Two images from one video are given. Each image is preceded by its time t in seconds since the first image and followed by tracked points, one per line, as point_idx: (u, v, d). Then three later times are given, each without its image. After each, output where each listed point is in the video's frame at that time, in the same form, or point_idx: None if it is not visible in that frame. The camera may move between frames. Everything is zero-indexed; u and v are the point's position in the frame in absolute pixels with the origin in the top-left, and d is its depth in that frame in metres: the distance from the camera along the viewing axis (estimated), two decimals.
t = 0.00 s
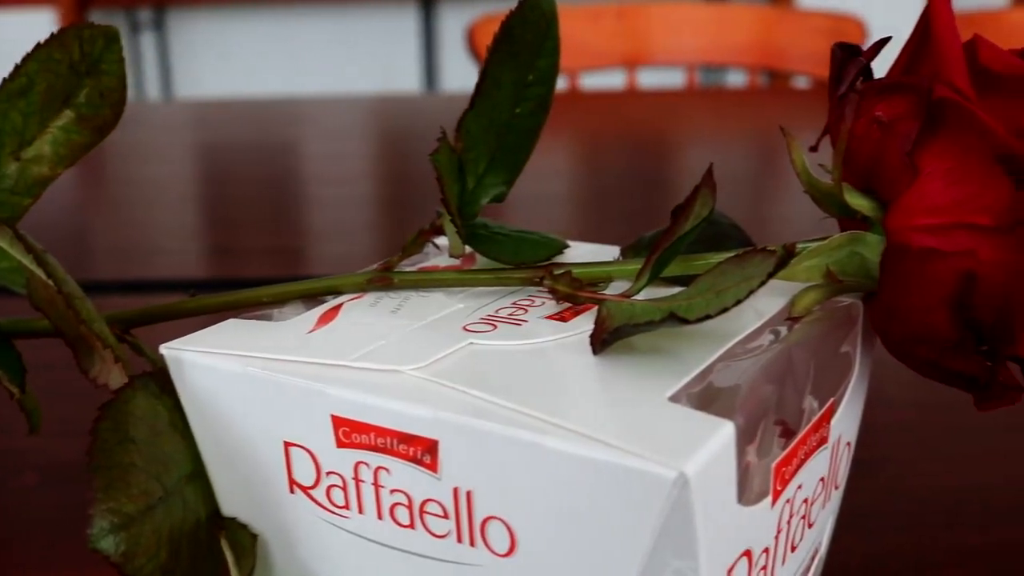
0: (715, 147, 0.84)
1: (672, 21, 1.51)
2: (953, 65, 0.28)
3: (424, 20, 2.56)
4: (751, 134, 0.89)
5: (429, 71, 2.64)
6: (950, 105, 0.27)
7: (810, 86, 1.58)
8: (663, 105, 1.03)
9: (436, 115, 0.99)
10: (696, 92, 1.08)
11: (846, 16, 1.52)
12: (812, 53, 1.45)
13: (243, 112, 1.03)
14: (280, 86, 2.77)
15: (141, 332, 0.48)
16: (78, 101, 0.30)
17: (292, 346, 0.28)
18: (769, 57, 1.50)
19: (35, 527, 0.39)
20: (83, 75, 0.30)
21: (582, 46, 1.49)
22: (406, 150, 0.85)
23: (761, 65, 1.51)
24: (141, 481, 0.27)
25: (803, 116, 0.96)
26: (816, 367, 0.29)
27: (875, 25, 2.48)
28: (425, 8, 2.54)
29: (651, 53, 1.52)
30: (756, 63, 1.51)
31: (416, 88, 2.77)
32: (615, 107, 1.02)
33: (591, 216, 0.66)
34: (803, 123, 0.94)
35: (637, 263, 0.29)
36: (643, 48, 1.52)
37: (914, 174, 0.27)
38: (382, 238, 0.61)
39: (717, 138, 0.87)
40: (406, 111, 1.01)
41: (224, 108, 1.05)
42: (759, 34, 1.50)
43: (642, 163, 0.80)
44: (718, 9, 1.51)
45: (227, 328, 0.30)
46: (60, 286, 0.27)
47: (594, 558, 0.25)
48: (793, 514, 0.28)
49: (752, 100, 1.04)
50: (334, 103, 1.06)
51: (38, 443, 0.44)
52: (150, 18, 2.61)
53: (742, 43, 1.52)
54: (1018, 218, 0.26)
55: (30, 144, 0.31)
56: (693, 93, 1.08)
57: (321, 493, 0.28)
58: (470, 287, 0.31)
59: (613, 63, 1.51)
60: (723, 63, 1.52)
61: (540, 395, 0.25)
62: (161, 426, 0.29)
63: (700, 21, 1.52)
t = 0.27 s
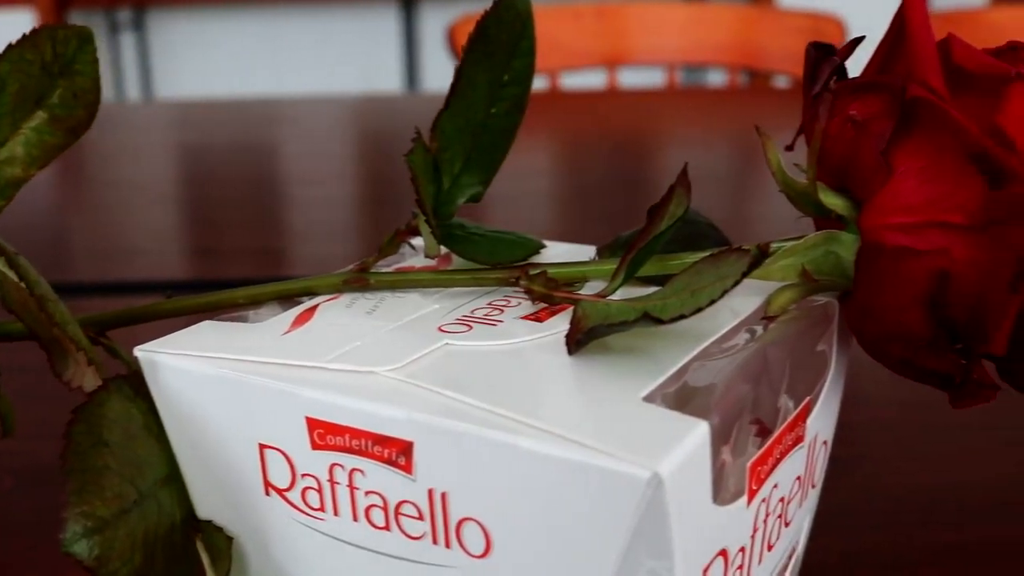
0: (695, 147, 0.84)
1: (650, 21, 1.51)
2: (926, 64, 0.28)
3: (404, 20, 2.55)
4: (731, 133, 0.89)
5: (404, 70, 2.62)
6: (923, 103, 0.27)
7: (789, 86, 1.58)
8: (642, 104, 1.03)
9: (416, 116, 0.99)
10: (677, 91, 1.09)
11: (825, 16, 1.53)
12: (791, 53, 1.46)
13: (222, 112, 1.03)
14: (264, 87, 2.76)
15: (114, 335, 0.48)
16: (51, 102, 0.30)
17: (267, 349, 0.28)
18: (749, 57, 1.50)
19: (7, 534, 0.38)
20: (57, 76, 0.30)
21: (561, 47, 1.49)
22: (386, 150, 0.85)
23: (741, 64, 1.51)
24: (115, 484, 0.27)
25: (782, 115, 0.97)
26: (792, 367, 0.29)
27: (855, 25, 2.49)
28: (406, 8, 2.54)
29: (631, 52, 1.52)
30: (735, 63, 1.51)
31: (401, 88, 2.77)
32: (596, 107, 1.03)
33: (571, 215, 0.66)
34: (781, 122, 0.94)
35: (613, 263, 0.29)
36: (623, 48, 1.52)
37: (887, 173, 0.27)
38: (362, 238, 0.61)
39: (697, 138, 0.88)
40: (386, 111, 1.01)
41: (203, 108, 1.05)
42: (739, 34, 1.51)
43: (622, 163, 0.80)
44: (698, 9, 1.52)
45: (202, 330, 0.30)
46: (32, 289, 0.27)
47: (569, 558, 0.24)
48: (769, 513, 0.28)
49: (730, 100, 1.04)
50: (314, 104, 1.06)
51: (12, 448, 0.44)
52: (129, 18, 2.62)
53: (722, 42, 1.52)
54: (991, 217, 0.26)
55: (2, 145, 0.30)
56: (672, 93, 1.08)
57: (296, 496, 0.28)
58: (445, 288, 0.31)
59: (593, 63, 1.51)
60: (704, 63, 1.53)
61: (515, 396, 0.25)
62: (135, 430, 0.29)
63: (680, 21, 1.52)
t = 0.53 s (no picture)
0: (676, 146, 0.84)
1: (630, 20, 1.51)
2: (899, 64, 0.28)
3: (386, 20, 2.55)
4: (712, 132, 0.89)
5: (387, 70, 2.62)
6: (897, 103, 0.27)
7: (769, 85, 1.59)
8: (624, 104, 1.03)
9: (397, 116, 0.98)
10: (657, 91, 1.09)
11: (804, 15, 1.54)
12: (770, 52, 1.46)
13: (201, 113, 1.02)
14: (248, 87, 2.76)
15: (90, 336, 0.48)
16: (24, 103, 0.30)
17: (241, 351, 0.28)
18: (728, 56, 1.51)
19: None
20: (30, 77, 0.30)
21: (542, 46, 1.49)
22: (367, 150, 0.84)
23: (721, 63, 1.52)
24: (88, 488, 0.27)
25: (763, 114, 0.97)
26: (767, 366, 0.29)
27: (836, 25, 2.50)
28: (387, 8, 2.53)
29: (611, 52, 1.52)
30: (715, 62, 1.52)
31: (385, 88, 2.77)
32: (577, 106, 1.03)
33: (552, 214, 0.66)
34: (762, 121, 0.93)
35: (589, 263, 0.29)
36: (603, 47, 1.52)
37: (861, 172, 0.27)
38: (343, 238, 0.61)
39: (678, 138, 0.87)
40: (366, 111, 1.01)
41: (182, 109, 1.05)
42: (718, 33, 1.51)
43: (602, 163, 0.79)
44: (677, 7, 1.52)
45: (177, 332, 0.30)
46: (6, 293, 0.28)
47: (543, 559, 0.24)
48: (745, 512, 0.28)
49: (710, 100, 1.04)
50: (296, 104, 1.06)
51: None
52: (109, 18, 2.63)
53: (701, 42, 1.52)
54: (965, 216, 0.26)
55: None
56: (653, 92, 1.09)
57: (271, 498, 0.28)
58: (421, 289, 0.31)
59: (574, 63, 1.51)
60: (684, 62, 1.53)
61: (490, 397, 0.25)
62: (109, 432, 0.28)
63: (659, 20, 1.52)
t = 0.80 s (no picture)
0: (656, 146, 0.84)
1: (609, 20, 1.51)
2: (872, 63, 0.28)
3: (364, 20, 2.54)
4: (691, 131, 0.89)
5: (369, 70, 2.61)
6: (869, 102, 0.27)
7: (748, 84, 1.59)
8: (603, 103, 1.04)
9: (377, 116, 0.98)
10: (637, 90, 1.09)
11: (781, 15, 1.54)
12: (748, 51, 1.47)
13: (179, 113, 1.02)
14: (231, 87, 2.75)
15: (63, 340, 0.48)
16: None
17: (213, 353, 0.28)
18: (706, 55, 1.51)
19: None
20: (0, 78, 0.29)
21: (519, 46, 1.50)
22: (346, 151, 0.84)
23: (699, 63, 1.52)
24: (59, 492, 0.27)
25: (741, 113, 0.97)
26: (741, 365, 0.29)
27: (814, 24, 2.52)
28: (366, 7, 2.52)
29: (590, 52, 1.52)
30: (694, 61, 1.52)
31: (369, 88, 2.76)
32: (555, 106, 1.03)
33: (532, 214, 0.66)
34: (740, 120, 0.94)
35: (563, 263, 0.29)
36: (582, 46, 1.52)
37: (834, 172, 0.28)
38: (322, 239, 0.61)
39: (656, 137, 0.88)
40: (346, 111, 1.01)
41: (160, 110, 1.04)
42: (696, 32, 1.52)
43: (581, 163, 0.79)
44: (656, 7, 1.52)
45: (148, 335, 0.30)
46: None
47: (516, 560, 0.24)
48: (721, 511, 0.28)
49: (688, 99, 1.04)
50: (275, 105, 1.05)
51: None
52: (87, 18, 2.62)
53: (679, 41, 1.53)
54: (935, 215, 0.26)
55: None
56: (632, 91, 1.09)
57: (244, 501, 0.28)
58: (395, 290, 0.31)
59: (552, 63, 1.51)
60: (662, 61, 1.53)
61: (463, 398, 0.25)
62: (80, 436, 0.28)
63: (639, 20, 1.52)
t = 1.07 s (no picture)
0: (634, 146, 0.84)
1: (586, 20, 1.51)
2: (842, 62, 0.28)
3: (344, 20, 2.53)
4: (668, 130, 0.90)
5: (351, 70, 2.61)
6: (839, 101, 0.27)
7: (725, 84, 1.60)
8: (580, 103, 1.04)
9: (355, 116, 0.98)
10: (614, 90, 1.10)
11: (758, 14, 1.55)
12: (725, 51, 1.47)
13: (154, 115, 1.01)
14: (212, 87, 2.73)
15: (34, 343, 0.47)
16: None
17: (183, 356, 0.28)
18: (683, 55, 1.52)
19: None
20: None
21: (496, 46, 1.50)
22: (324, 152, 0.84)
23: (676, 63, 1.53)
24: (28, 497, 0.27)
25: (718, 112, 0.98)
26: (713, 365, 0.29)
27: (791, 24, 2.53)
28: (346, 7, 2.52)
29: (567, 52, 1.52)
30: (671, 61, 1.52)
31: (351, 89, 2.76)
32: (532, 106, 1.03)
33: (509, 214, 0.66)
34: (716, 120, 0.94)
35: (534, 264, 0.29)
36: (560, 46, 1.52)
37: (804, 170, 0.28)
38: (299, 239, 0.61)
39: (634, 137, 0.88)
40: (323, 112, 1.00)
41: (135, 111, 1.04)
42: (673, 31, 1.52)
43: (559, 163, 0.79)
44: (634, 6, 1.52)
45: (118, 338, 0.30)
46: None
47: (485, 562, 0.24)
48: (693, 511, 0.28)
49: (664, 99, 1.04)
50: (252, 106, 1.05)
51: None
52: (63, 18, 2.60)
53: (657, 40, 1.53)
54: (905, 214, 0.26)
55: None
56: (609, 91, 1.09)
57: (214, 504, 0.28)
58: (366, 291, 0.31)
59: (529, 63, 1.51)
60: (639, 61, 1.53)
61: (433, 400, 0.25)
62: (49, 440, 0.28)
63: (616, 20, 1.52)
